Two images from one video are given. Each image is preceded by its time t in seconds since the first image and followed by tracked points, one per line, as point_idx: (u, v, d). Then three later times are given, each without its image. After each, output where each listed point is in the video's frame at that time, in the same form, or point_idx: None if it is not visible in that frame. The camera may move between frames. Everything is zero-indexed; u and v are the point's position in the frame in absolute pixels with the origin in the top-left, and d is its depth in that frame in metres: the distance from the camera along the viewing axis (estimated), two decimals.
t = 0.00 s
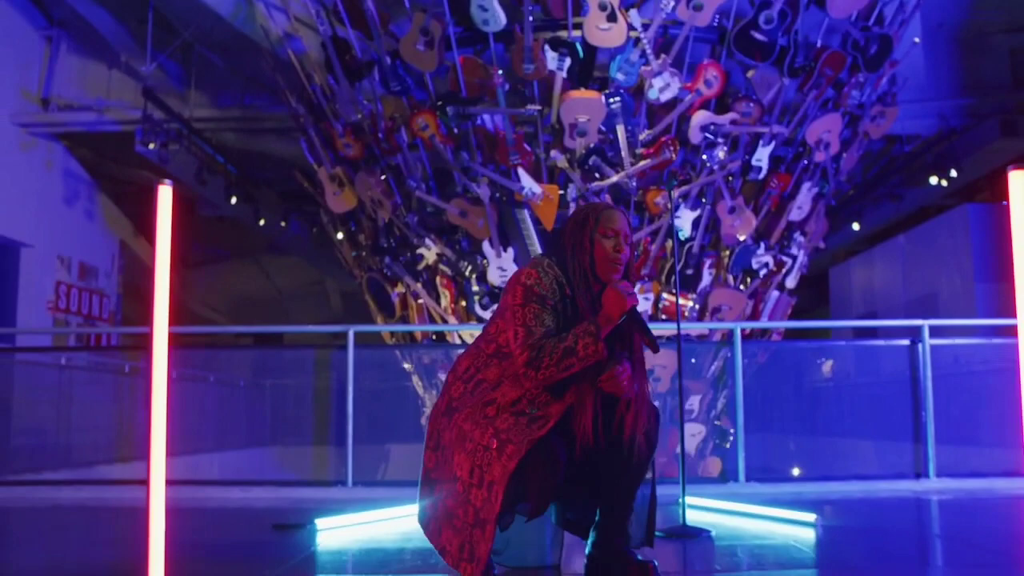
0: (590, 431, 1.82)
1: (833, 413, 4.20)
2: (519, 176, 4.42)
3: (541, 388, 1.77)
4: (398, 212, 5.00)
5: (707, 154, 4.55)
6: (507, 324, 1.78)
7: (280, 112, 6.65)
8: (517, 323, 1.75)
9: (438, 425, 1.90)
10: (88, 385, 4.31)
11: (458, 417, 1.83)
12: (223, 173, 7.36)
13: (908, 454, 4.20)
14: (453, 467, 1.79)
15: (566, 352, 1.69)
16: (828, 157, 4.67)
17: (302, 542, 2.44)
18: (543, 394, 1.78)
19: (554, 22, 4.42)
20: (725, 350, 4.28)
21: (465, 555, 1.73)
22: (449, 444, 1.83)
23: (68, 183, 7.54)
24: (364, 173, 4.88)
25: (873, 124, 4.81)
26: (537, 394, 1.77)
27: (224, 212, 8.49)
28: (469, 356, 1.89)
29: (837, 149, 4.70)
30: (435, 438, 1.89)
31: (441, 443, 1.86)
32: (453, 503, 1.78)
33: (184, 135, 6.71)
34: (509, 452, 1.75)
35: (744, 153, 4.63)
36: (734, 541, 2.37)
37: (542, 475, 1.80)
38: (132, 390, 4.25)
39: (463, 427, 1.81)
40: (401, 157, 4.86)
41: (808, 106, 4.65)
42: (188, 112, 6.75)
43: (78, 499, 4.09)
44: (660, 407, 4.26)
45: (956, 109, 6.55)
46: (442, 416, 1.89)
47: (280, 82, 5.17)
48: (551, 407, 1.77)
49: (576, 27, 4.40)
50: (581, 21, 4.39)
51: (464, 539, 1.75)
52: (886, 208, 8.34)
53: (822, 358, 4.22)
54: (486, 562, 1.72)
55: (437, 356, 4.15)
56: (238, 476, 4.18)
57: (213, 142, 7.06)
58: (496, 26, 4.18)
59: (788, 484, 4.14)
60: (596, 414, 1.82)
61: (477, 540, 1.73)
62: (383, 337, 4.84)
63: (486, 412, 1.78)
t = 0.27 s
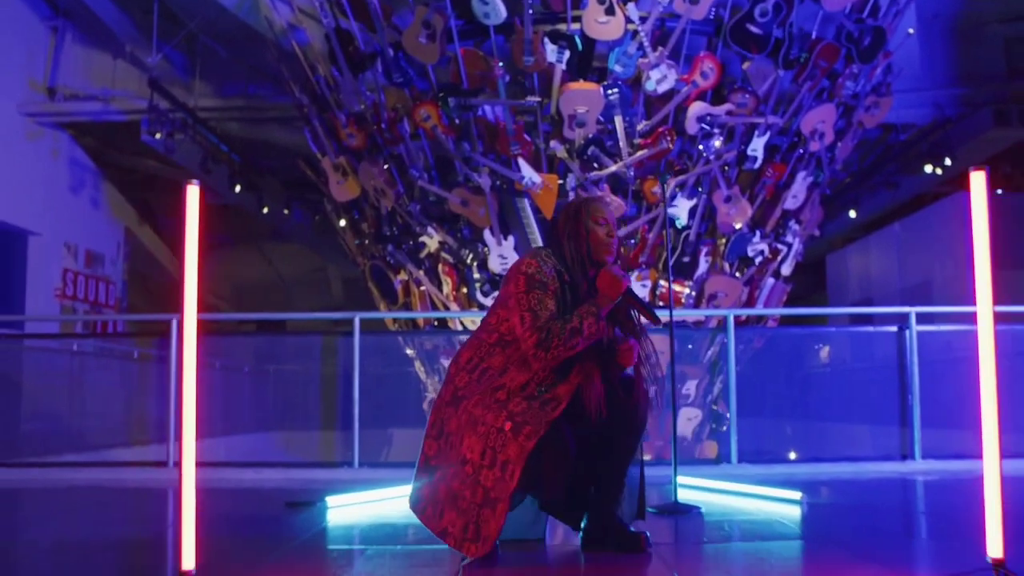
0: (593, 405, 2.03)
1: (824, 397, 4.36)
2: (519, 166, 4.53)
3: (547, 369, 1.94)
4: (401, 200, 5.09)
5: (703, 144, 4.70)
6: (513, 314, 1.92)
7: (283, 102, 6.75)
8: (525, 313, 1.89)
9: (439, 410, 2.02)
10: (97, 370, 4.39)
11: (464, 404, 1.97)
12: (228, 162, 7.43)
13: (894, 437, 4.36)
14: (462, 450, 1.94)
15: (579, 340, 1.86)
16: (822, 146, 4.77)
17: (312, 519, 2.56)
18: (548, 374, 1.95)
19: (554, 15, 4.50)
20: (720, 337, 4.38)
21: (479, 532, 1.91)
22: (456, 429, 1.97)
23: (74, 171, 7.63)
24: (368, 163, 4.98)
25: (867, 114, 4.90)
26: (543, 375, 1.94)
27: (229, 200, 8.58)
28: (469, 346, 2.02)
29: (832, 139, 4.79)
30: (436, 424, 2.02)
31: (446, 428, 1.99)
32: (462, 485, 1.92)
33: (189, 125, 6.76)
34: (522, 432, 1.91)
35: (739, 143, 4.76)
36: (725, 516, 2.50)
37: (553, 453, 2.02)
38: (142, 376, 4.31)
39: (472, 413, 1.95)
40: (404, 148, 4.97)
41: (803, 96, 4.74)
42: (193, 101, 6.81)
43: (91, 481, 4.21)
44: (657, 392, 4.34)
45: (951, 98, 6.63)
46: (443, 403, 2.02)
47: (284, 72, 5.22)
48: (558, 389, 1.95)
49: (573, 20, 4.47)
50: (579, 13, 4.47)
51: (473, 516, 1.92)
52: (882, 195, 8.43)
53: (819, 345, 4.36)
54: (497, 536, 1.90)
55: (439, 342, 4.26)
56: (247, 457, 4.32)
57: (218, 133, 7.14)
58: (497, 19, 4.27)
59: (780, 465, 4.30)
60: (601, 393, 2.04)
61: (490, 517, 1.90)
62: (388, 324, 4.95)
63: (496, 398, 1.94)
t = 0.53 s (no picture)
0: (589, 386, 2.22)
1: (816, 380, 4.48)
2: (519, 155, 4.63)
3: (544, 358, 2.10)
4: (403, 188, 5.18)
5: (699, 133, 4.81)
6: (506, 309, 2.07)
7: (286, 91, 6.82)
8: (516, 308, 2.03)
9: (445, 403, 2.17)
10: (105, 354, 4.49)
11: (467, 395, 2.11)
12: (230, 149, 7.56)
13: (882, 420, 4.48)
14: (467, 437, 2.08)
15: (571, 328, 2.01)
16: (817, 136, 4.85)
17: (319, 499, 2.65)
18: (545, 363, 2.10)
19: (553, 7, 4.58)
20: (715, 322, 4.54)
21: (488, 510, 2.06)
22: (460, 418, 2.11)
23: (79, 159, 7.71)
24: (370, 152, 5.07)
25: (861, 104, 4.96)
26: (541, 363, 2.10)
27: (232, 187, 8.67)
28: (469, 341, 2.17)
29: (826, 128, 4.88)
30: (443, 415, 2.17)
31: (451, 418, 2.14)
32: (469, 468, 2.06)
33: (193, 114, 6.83)
34: (526, 417, 2.07)
35: (735, 132, 4.87)
36: (715, 495, 2.60)
37: (555, 436, 2.18)
38: (150, 360, 4.42)
39: (475, 402, 2.09)
40: (406, 137, 5.05)
41: (798, 87, 4.82)
42: (197, 91, 6.87)
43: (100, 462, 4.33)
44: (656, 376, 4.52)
45: (947, 87, 6.70)
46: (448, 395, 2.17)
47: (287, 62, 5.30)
48: (556, 375, 2.12)
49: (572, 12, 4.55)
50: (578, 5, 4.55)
51: (482, 496, 2.06)
52: (878, 182, 8.51)
53: (816, 331, 4.48)
54: (505, 512, 2.06)
55: (441, 327, 4.35)
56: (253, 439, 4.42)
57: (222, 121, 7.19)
58: (497, 11, 4.35)
59: (779, 447, 4.44)
60: (591, 375, 2.21)
61: (498, 496, 2.05)
62: (392, 310, 5.05)
63: (497, 387, 2.08)
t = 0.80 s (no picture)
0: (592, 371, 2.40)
1: (808, 364, 4.62)
2: (521, 145, 4.74)
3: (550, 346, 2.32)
4: (407, 176, 5.29)
5: (697, 124, 4.88)
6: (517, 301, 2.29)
7: (290, 80, 6.91)
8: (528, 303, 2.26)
9: (460, 382, 2.41)
10: (116, 340, 4.61)
11: (480, 377, 2.35)
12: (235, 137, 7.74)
13: (870, 403, 4.62)
14: (480, 416, 2.33)
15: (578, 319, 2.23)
16: (813, 126, 4.96)
17: (329, 479, 2.76)
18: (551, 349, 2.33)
19: None
20: (711, 309, 4.64)
21: (499, 481, 2.31)
22: (473, 398, 2.35)
23: (86, 147, 7.82)
24: (375, 141, 5.17)
25: (856, 94, 5.08)
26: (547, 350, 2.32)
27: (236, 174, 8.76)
28: (481, 327, 2.39)
29: (821, 118, 4.99)
30: (457, 393, 2.41)
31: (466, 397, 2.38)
32: (484, 444, 2.31)
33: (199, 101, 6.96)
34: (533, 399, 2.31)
35: (732, 122, 4.97)
36: (708, 473, 2.74)
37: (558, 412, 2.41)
38: (165, 345, 4.55)
39: (488, 384, 2.34)
40: (410, 127, 5.14)
41: (794, 78, 4.91)
42: (203, 80, 6.98)
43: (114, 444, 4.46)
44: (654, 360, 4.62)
45: (942, 76, 6.79)
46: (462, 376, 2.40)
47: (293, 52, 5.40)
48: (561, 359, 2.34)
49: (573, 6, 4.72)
50: None
51: (494, 470, 2.32)
52: (875, 169, 8.61)
53: (813, 316, 4.62)
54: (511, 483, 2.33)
55: (443, 314, 4.46)
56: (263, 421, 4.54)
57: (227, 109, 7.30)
58: (500, 5, 4.44)
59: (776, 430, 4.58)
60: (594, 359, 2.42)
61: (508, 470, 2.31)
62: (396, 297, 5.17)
63: (508, 369, 2.32)
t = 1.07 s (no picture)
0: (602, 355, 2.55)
1: (803, 356, 4.73)
2: (523, 142, 4.82)
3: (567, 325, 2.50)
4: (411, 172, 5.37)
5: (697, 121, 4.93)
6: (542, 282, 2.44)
7: (295, 76, 6.98)
8: (553, 287, 2.40)
9: (471, 347, 2.57)
10: (127, 334, 4.71)
11: (496, 347, 2.53)
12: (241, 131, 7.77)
13: (864, 395, 4.72)
14: (495, 385, 2.51)
15: (601, 304, 2.41)
16: (810, 122, 5.03)
17: (340, 467, 2.88)
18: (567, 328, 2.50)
19: None
20: (709, 304, 4.75)
21: (509, 448, 2.52)
22: (488, 367, 2.53)
23: (93, 142, 7.91)
24: (380, 138, 5.25)
25: (853, 91, 5.16)
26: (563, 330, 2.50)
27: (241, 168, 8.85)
28: (498, 299, 2.55)
29: (819, 115, 5.05)
30: (469, 358, 2.57)
31: (479, 364, 2.55)
32: (496, 411, 2.50)
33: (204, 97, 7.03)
34: (546, 373, 2.51)
35: (730, 120, 5.07)
36: (705, 462, 2.84)
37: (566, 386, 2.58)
38: (176, 338, 4.66)
39: (506, 355, 2.52)
40: (414, 123, 5.22)
41: (792, 76, 4.99)
42: (209, 76, 7.04)
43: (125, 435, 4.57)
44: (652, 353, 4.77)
45: (938, 73, 6.87)
46: (474, 343, 2.57)
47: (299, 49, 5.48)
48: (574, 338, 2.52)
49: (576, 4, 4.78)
50: None
51: (504, 438, 2.52)
52: (873, 164, 8.70)
53: (812, 309, 4.73)
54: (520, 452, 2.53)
55: (446, 307, 4.60)
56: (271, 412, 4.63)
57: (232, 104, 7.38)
58: (503, 4, 4.52)
59: (773, 421, 4.68)
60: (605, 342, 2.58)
61: (518, 439, 2.51)
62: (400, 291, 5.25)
63: (526, 345, 2.51)
